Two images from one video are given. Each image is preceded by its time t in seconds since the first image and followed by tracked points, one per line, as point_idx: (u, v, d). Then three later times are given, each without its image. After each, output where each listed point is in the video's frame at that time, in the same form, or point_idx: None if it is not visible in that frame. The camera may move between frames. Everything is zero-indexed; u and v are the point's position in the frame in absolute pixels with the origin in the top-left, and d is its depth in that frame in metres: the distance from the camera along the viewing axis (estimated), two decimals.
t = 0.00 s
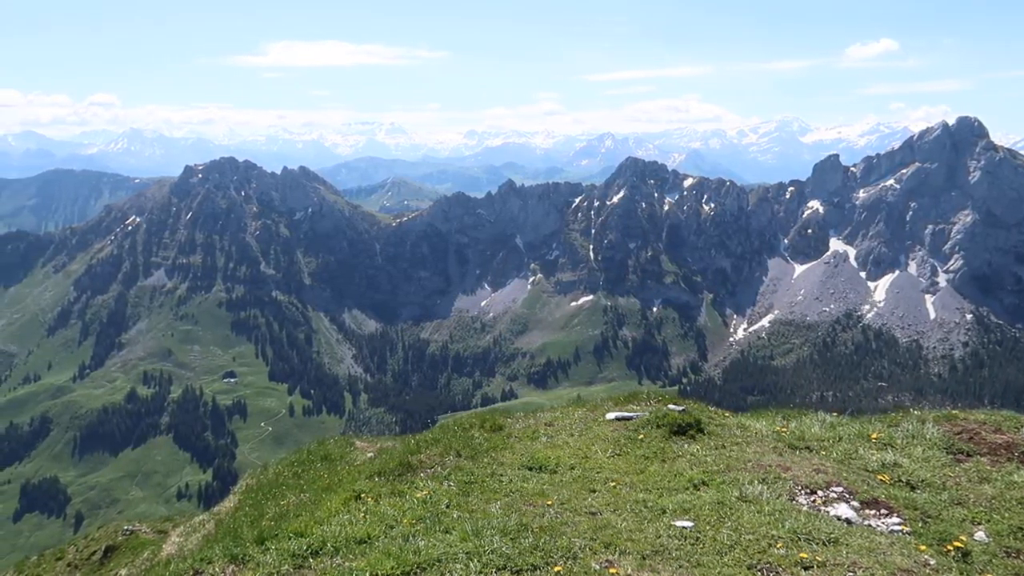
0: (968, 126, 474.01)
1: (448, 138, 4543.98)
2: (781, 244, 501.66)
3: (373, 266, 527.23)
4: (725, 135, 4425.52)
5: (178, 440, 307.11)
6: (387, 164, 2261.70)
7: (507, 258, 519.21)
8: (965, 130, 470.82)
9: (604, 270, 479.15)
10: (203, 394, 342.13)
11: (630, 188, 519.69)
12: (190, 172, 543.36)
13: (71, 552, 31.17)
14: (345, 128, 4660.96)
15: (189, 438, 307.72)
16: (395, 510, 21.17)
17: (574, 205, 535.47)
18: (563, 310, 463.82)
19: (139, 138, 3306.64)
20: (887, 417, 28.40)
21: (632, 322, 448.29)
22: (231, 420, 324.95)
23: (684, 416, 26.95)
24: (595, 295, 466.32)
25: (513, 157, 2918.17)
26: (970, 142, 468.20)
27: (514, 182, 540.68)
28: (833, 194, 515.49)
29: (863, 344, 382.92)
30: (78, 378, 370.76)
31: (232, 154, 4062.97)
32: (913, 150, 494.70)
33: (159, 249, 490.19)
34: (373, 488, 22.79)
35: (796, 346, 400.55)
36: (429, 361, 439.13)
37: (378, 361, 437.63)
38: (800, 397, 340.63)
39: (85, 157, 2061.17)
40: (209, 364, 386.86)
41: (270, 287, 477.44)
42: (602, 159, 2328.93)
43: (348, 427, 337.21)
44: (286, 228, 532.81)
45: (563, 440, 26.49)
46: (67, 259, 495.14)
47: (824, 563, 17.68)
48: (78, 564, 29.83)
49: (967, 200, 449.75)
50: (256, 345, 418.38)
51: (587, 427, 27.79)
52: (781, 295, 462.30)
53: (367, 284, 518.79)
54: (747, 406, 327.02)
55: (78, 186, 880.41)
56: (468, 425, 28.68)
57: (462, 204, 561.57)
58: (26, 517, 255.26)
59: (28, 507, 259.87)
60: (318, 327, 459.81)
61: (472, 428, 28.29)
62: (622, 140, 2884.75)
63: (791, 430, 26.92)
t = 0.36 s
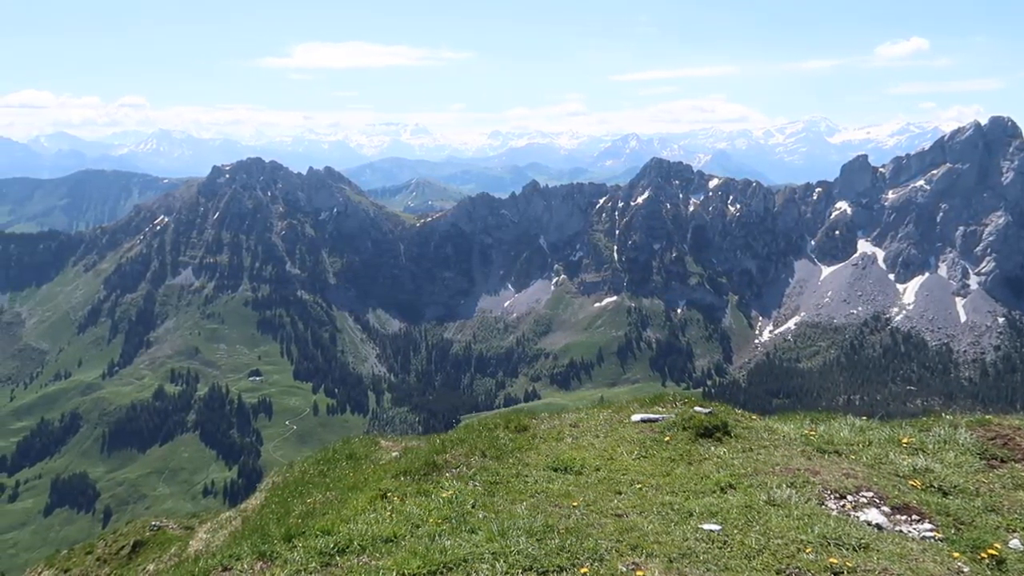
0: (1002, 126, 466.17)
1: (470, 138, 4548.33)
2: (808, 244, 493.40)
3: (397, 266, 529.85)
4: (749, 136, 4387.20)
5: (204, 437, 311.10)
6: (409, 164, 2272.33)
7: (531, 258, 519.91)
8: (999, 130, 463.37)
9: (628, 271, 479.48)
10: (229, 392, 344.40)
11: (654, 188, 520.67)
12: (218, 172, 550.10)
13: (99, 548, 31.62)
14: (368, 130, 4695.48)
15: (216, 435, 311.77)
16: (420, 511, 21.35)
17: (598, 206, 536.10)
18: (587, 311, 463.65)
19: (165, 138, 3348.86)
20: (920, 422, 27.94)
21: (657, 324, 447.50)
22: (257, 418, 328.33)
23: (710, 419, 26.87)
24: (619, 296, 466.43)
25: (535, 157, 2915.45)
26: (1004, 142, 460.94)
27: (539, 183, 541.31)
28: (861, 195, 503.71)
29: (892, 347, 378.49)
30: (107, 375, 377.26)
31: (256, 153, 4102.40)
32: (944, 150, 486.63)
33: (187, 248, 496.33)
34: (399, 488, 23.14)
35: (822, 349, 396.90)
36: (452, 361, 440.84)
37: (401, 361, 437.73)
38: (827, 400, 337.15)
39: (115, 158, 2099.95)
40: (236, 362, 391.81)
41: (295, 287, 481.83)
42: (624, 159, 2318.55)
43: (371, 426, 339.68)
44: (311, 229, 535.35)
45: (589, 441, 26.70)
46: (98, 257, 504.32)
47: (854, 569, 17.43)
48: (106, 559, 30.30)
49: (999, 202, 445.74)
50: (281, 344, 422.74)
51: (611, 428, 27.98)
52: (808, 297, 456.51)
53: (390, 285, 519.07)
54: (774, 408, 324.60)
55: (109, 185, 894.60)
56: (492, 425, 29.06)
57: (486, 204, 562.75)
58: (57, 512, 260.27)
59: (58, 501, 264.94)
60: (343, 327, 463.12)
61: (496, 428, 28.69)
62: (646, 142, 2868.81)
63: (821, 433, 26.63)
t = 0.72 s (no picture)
0: None
1: (494, 138, 4546.21)
2: (834, 246, 490.65)
3: (421, 266, 531.30)
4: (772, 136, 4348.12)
5: (230, 434, 314.75)
6: (430, 163, 2279.23)
7: (554, 258, 519.69)
8: None
9: (652, 271, 479.12)
10: (254, 390, 348.88)
11: (679, 188, 517.96)
12: (245, 172, 555.00)
13: (127, 542, 32.06)
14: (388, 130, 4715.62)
15: (242, 432, 315.39)
16: (446, 509, 21.72)
17: (623, 206, 535.69)
18: (610, 312, 463.44)
19: (196, 139, 3396.52)
20: (950, 426, 27.65)
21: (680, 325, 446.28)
22: (282, 415, 331.41)
23: (738, 422, 27.34)
24: (643, 297, 466.34)
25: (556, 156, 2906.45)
26: None
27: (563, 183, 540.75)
28: (890, 195, 502.27)
29: (920, 350, 374.04)
30: (136, 371, 382.98)
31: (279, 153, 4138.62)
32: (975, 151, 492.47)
33: (215, 247, 501.28)
34: (425, 487, 23.65)
35: (849, 351, 392.84)
36: (475, 361, 442.77)
37: (425, 361, 441.96)
38: (854, 403, 334.18)
39: (143, 158, 2135.57)
40: (261, 360, 396.23)
41: (320, 285, 486.11)
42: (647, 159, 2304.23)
43: (394, 425, 342.12)
44: (336, 228, 537.78)
45: (614, 442, 27.48)
46: (127, 255, 512.31)
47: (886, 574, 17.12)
48: (135, 553, 30.87)
49: None
50: (306, 342, 426.78)
51: (637, 430, 28.81)
52: (835, 298, 451.01)
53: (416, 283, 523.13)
54: (799, 410, 322.70)
55: (138, 184, 907.74)
56: (518, 425, 30.10)
57: (510, 204, 563.21)
58: (87, 506, 264.98)
59: (88, 496, 269.79)
60: (367, 326, 466.27)
61: (523, 428, 29.78)
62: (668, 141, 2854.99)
63: (849, 437, 26.63)
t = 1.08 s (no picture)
0: None
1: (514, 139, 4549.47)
2: (860, 247, 485.93)
3: (443, 266, 531.78)
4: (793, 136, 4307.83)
5: (254, 432, 318.03)
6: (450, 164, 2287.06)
7: (576, 259, 519.87)
8: None
9: (674, 272, 476.83)
10: (279, 388, 353.05)
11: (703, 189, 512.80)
12: (270, 172, 559.32)
13: (154, 538, 32.53)
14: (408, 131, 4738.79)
15: (265, 430, 318.47)
16: (470, 509, 21.93)
17: (645, 207, 533.84)
18: (632, 313, 462.18)
19: (220, 140, 3446.23)
20: (980, 430, 27.26)
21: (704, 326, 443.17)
22: (305, 413, 333.88)
23: (762, 424, 27.55)
24: (665, 298, 464.66)
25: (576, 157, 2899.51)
26: None
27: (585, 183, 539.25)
28: (918, 196, 496.47)
29: (948, 353, 369.23)
30: (163, 370, 388.50)
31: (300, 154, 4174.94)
32: (1006, 152, 491.59)
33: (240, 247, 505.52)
34: (448, 487, 23.93)
35: (876, 353, 388.51)
36: (497, 362, 444.14)
37: (446, 361, 444.33)
38: (880, 406, 330.49)
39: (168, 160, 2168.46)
40: (285, 359, 400.39)
41: (343, 285, 489.82)
42: (668, 159, 2292.22)
43: (417, 424, 344.21)
44: (359, 229, 543.38)
45: (637, 444, 27.87)
46: (154, 255, 519.89)
47: None
48: (161, 548, 31.33)
49: None
50: (329, 342, 430.15)
51: (661, 432, 29.20)
52: (861, 300, 446.85)
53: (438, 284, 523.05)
54: (824, 413, 320.03)
55: (166, 185, 920.89)
56: (543, 426, 30.84)
57: (532, 205, 563.15)
58: (114, 502, 269.47)
59: (115, 492, 274.22)
60: (389, 326, 469.09)
61: (546, 429, 30.42)
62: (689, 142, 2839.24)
63: (876, 441, 26.45)
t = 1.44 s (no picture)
0: None
1: (531, 139, 4549.70)
2: (885, 248, 480.59)
3: (463, 266, 534.99)
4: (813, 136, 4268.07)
5: (276, 430, 321.03)
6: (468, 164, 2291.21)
7: (596, 260, 519.46)
8: None
9: (696, 273, 474.01)
10: (300, 387, 355.66)
11: (725, 189, 510.95)
12: (292, 172, 563.29)
13: (177, 534, 32.85)
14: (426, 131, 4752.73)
15: (287, 429, 321.41)
16: (491, 509, 21.99)
17: (666, 207, 531.57)
18: (653, 314, 460.36)
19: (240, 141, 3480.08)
20: (1009, 435, 26.80)
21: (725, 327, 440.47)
22: (326, 412, 336.24)
23: (787, 426, 27.44)
24: (686, 298, 462.62)
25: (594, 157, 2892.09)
26: None
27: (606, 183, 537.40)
28: (944, 196, 490.80)
29: (974, 356, 364.17)
30: (186, 367, 393.16)
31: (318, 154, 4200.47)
32: None
33: (262, 246, 509.60)
34: (469, 486, 24.06)
35: (900, 356, 383.71)
36: (517, 362, 444.25)
37: (466, 360, 445.71)
38: (905, 410, 326.59)
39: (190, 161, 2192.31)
40: (306, 357, 403.57)
41: (364, 284, 492.31)
42: (687, 159, 2280.34)
43: (437, 424, 345.42)
44: (380, 228, 546.47)
45: (659, 446, 27.89)
46: (178, 254, 526.13)
47: None
48: (184, 544, 31.66)
49: None
50: (350, 341, 432.66)
51: (684, 434, 29.17)
52: (885, 302, 442.29)
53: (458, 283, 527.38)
54: (847, 416, 317.00)
55: (189, 185, 931.82)
56: (564, 427, 30.86)
57: (552, 206, 562.76)
58: (138, 497, 273.08)
59: (139, 488, 277.82)
60: (409, 325, 471.05)
61: (568, 429, 30.42)
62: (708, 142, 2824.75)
63: (902, 444, 26.21)
